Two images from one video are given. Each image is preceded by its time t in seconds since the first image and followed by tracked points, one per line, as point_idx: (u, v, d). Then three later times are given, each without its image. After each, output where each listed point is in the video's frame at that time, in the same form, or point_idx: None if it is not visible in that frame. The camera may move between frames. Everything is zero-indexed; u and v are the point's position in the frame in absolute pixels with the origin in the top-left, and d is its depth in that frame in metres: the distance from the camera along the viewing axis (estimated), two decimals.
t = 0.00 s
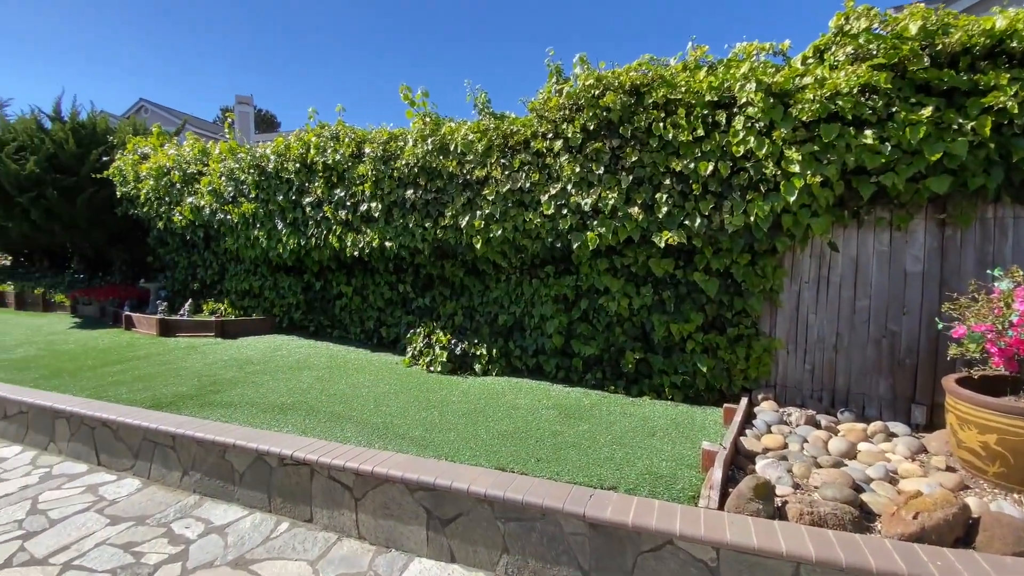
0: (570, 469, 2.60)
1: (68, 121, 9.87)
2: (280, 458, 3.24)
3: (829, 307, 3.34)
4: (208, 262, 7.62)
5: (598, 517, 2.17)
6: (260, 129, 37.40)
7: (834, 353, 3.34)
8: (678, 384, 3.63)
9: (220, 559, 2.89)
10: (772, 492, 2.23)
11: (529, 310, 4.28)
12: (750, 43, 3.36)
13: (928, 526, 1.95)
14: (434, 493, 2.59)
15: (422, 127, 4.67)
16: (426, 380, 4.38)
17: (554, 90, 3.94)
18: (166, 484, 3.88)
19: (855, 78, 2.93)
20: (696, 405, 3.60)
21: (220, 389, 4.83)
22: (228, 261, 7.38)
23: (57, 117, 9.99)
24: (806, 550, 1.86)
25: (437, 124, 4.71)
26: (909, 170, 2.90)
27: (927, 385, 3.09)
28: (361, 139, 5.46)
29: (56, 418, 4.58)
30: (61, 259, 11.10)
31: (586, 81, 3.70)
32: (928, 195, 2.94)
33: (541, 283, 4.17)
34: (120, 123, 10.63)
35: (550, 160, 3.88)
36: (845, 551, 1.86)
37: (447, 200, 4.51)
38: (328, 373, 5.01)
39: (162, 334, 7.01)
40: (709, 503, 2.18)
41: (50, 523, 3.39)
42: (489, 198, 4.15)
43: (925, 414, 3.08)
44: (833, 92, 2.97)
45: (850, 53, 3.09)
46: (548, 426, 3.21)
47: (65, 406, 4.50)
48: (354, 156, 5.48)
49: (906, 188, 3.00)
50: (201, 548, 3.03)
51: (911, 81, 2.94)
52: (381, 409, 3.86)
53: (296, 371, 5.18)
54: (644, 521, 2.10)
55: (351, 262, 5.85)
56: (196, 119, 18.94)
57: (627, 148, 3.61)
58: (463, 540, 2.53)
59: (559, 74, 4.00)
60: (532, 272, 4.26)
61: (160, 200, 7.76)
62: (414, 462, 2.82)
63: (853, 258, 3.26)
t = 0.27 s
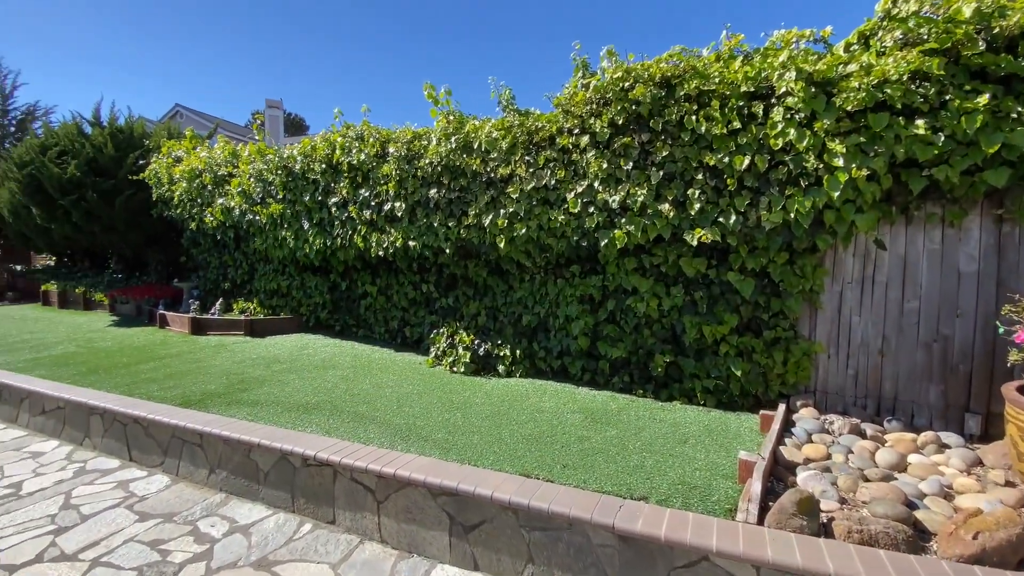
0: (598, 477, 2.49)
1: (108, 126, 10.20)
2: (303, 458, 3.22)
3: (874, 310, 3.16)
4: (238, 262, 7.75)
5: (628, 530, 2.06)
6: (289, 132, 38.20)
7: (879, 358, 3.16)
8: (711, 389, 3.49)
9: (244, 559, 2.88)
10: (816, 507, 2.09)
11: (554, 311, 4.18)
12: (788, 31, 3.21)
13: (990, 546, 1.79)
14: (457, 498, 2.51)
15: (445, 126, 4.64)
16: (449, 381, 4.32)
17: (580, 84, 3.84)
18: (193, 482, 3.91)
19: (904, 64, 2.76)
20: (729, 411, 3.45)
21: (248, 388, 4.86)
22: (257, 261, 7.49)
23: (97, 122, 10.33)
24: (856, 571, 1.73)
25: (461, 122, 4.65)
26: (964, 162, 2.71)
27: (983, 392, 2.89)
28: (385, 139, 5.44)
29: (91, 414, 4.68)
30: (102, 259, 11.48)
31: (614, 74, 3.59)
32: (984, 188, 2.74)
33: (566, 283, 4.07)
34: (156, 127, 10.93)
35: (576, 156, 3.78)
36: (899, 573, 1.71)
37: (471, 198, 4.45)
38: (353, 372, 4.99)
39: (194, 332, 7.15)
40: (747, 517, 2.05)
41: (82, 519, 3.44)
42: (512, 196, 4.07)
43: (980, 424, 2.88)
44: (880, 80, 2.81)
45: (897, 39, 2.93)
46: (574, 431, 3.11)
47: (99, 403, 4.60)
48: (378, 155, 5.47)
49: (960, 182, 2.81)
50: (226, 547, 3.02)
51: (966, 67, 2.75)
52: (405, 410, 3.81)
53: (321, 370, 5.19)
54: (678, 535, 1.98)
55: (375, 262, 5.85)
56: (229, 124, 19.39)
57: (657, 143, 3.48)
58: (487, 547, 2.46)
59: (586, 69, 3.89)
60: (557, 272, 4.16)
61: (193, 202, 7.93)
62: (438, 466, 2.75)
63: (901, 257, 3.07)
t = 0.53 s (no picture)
0: (627, 486, 2.38)
1: (143, 130, 10.47)
2: (325, 459, 3.19)
3: (924, 312, 2.97)
4: (265, 262, 7.85)
5: (661, 544, 1.95)
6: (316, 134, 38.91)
7: (929, 363, 2.97)
8: (745, 394, 3.34)
9: (266, 561, 2.85)
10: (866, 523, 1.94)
11: (579, 313, 4.07)
12: (831, 16, 3.05)
13: None
14: (481, 505, 2.43)
15: (468, 124, 4.57)
16: (473, 382, 4.25)
17: (607, 78, 3.72)
18: (219, 480, 3.93)
19: (959, 48, 2.60)
20: (765, 417, 3.29)
21: (274, 387, 4.89)
22: (284, 261, 7.57)
23: (133, 126, 10.62)
24: None
25: (484, 119, 4.58)
26: None
27: None
28: (409, 138, 5.41)
29: (122, 411, 4.77)
30: (138, 259, 11.81)
31: (643, 66, 3.47)
32: None
33: (592, 283, 3.95)
34: (188, 131, 11.19)
35: (603, 151, 3.66)
36: None
37: (494, 197, 4.38)
38: (376, 372, 4.97)
39: (223, 331, 7.26)
40: (790, 534, 1.92)
41: (111, 515, 3.48)
42: (537, 194, 3.98)
43: None
44: (933, 66, 2.64)
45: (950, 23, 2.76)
46: (601, 436, 3.00)
47: (130, 400, 4.68)
48: (402, 155, 5.44)
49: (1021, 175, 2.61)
50: (249, 548, 3.00)
51: None
52: (427, 411, 3.74)
53: (345, 369, 5.18)
54: (715, 552, 1.86)
55: (399, 262, 5.83)
56: (258, 127, 19.77)
57: (689, 137, 3.34)
58: (511, 557, 2.37)
59: (613, 62, 3.78)
60: (582, 271, 4.05)
61: (224, 203, 8.07)
62: (461, 471, 2.67)
63: (954, 256, 2.88)
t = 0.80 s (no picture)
0: (659, 498, 2.27)
1: (175, 134, 10.72)
2: (347, 462, 3.14)
3: (980, 314, 2.79)
4: (291, 262, 7.92)
5: (696, 562, 1.83)
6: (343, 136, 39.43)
7: (985, 369, 2.79)
8: (782, 401, 3.19)
9: (287, 564, 2.82)
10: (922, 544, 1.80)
11: (605, 314, 3.95)
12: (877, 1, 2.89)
13: None
14: (505, 513, 2.34)
15: (491, 121, 4.50)
16: (495, 384, 4.17)
17: (635, 70, 3.60)
18: (243, 479, 3.93)
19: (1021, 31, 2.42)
20: (803, 425, 3.13)
21: (297, 386, 4.89)
22: (309, 260, 7.63)
23: (166, 130, 10.88)
24: None
25: (507, 117, 4.49)
26: None
27: None
28: (432, 137, 5.36)
29: (151, 409, 4.84)
30: (170, 259, 12.09)
31: (673, 57, 3.34)
32: None
33: (619, 283, 3.83)
34: (218, 134, 11.40)
35: (631, 147, 3.54)
36: None
37: (518, 195, 4.29)
38: (398, 373, 4.93)
39: (251, 330, 7.35)
40: (838, 555, 1.79)
41: (137, 513, 3.51)
42: (562, 191, 3.87)
43: None
44: (991, 50, 2.47)
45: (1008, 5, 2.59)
46: (629, 443, 2.89)
47: (158, 398, 4.75)
48: (425, 154, 5.40)
49: None
50: (271, 550, 2.98)
51: None
52: (449, 413, 3.67)
53: (368, 370, 5.16)
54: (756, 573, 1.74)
55: (421, 262, 5.79)
56: (285, 129, 20.09)
57: (723, 130, 3.20)
58: (535, 569, 2.27)
59: (642, 54, 3.64)
60: (608, 271, 3.93)
61: (251, 204, 8.18)
62: (484, 477, 2.59)
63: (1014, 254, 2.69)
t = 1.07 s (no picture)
0: (692, 512, 2.16)
1: (204, 136, 10.93)
2: (368, 465, 3.09)
3: None
4: (316, 262, 7.98)
5: None
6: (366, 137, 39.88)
7: None
8: (821, 408, 3.05)
9: (307, 569, 2.77)
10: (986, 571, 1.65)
11: (632, 316, 3.83)
12: None
13: None
14: (530, 524, 2.25)
15: (514, 118, 4.41)
16: (518, 387, 4.08)
17: (664, 63, 3.47)
18: (266, 480, 3.93)
19: None
20: (845, 434, 2.98)
21: (320, 386, 4.88)
22: (333, 260, 7.66)
23: (195, 133, 11.10)
24: None
25: (530, 113, 4.39)
26: None
27: None
28: (454, 136, 5.30)
29: (179, 407, 4.89)
30: (201, 259, 12.35)
31: (706, 48, 3.21)
32: None
33: (646, 284, 3.71)
34: (246, 136, 11.59)
35: (660, 141, 3.41)
36: None
37: (541, 193, 4.19)
38: (420, 374, 4.87)
39: (277, 329, 7.42)
40: None
41: (163, 512, 3.53)
42: (587, 188, 3.76)
43: None
44: None
45: None
46: (658, 452, 2.78)
47: (185, 396, 4.80)
48: (447, 153, 5.34)
49: None
50: (292, 553, 2.94)
51: None
52: (470, 416, 3.59)
53: (389, 370, 5.13)
54: None
55: (443, 261, 5.74)
56: (310, 131, 20.34)
57: (759, 122, 3.05)
58: None
59: (671, 46, 3.51)
60: (635, 271, 3.80)
61: (277, 205, 8.27)
62: (508, 484, 2.50)
63: None
